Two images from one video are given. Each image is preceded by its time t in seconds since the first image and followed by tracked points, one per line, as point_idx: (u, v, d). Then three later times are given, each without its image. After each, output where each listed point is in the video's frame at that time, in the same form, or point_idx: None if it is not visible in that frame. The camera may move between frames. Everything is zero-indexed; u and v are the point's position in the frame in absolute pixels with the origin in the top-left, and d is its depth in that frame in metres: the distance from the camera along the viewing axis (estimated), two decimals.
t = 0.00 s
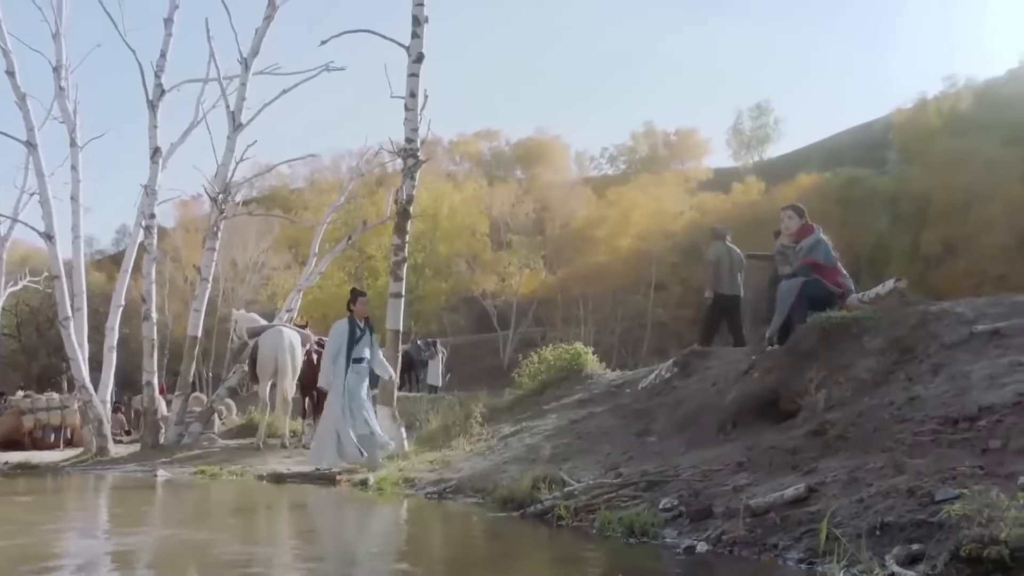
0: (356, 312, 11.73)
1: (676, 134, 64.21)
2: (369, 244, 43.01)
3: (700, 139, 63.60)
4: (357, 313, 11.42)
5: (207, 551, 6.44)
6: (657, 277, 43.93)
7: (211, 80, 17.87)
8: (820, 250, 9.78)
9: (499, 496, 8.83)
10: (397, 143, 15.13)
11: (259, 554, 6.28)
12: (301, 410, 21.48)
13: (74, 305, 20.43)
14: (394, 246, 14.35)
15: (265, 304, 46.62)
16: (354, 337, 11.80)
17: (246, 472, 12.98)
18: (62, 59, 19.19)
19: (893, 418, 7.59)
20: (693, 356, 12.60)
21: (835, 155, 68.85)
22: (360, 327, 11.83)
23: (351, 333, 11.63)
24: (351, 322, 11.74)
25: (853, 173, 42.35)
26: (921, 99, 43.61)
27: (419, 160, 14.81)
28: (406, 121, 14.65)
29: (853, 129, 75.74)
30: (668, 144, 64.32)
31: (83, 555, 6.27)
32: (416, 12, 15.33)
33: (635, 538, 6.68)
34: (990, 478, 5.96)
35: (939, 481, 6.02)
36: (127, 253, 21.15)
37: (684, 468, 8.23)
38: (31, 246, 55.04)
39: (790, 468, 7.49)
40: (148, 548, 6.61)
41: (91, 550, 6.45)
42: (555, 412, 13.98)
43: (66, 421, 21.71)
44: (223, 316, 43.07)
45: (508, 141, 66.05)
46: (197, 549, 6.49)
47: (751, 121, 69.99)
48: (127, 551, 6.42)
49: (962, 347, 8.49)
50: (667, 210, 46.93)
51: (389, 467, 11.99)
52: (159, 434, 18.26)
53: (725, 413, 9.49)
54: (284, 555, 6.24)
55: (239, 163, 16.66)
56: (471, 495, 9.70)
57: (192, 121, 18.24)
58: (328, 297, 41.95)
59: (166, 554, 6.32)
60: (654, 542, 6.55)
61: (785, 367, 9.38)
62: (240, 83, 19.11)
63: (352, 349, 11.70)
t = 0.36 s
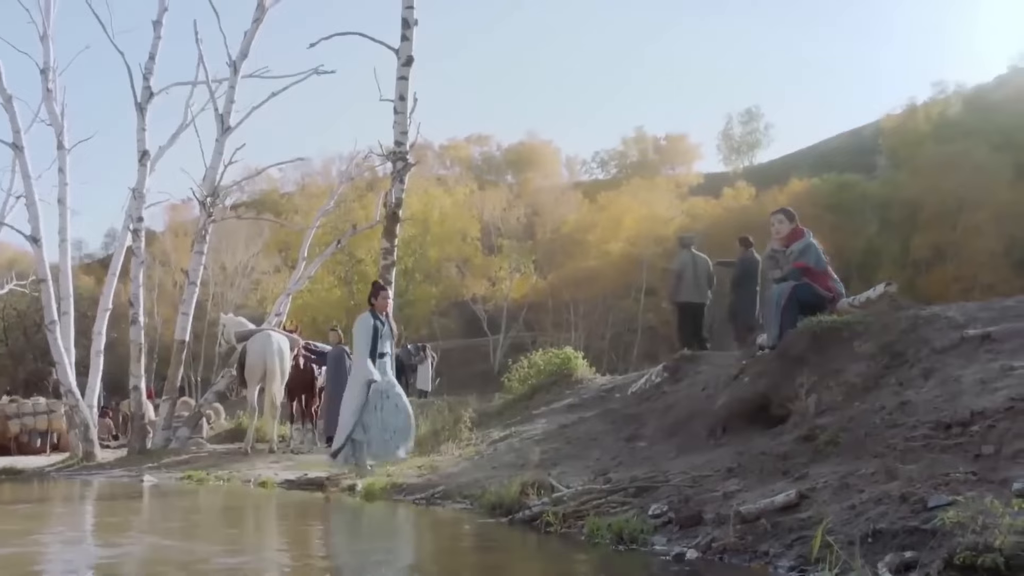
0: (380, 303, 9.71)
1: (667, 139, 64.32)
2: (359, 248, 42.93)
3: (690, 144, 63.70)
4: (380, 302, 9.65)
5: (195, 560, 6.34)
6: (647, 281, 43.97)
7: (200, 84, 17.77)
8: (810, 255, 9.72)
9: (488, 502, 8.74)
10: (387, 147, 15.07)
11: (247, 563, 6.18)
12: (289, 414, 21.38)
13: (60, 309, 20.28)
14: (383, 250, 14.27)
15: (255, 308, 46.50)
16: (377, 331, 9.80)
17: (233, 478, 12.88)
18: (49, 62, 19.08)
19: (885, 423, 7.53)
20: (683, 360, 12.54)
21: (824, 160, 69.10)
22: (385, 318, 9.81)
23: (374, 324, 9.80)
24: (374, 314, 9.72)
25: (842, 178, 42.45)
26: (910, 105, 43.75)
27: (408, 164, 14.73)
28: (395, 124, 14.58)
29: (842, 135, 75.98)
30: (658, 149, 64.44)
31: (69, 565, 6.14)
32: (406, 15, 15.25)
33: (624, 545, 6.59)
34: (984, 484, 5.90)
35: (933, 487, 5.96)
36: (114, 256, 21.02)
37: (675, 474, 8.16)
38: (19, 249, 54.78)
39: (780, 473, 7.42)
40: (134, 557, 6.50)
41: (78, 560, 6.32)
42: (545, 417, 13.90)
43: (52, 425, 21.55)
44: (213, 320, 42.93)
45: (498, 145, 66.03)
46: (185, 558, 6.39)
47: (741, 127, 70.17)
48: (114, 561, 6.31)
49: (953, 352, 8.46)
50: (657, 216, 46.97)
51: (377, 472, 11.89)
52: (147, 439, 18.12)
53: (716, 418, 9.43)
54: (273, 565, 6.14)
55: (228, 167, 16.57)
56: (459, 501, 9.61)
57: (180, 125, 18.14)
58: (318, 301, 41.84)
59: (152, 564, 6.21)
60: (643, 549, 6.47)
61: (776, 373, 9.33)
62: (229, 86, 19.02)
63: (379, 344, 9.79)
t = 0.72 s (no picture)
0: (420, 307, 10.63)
1: (658, 143, 64.28)
2: (350, 252, 42.77)
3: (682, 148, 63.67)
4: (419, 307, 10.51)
5: (182, 569, 6.24)
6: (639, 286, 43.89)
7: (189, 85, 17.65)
8: (802, 258, 9.63)
9: (476, 507, 8.64)
10: (377, 149, 14.97)
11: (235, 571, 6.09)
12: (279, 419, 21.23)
13: (48, 312, 20.11)
14: (372, 253, 14.17)
15: (246, 312, 46.33)
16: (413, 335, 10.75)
17: (221, 483, 12.76)
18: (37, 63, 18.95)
19: (877, 428, 7.46)
20: (674, 365, 12.45)
21: (815, 165, 69.19)
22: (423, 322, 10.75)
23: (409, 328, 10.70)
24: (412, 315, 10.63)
25: (834, 182, 42.47)
26: (901, 110, 43.80)
27: (398, 167, 14.63)
28: (385, 127, 14.49)
29: (833, 139, 76.08)
30: (650, 153, 64.41)
31: (56, 574, 6.04)
32: (397, 17, 15.16)
33: (614, 552, 6.50)
34: (980, 490, 5.82)
35: (927, 493, 5.88)
36: (103, 258, 20.87)
37: (665, 479, 8.07)
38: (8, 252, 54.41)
39: (772, 479, 7.34)
40: (121, 565, 6.41)
41: (65, 569, 6.22)
42: (535, 421, 13.80)
43: (39, 429, 21.39)
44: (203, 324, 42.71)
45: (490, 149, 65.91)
46: (173, 567, 6.29)
47: (732, 131, 70.20)
48: (100, 569, 6.21)
49: (946, 356, 8.39)
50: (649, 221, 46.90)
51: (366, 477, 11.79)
52: (135, 443, 17.99)
53: (707, 423, 9.36)
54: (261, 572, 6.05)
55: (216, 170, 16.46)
56: (449, 506, 9.52)
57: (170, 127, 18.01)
58: (308, 305, 41.66)
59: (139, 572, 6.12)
60: (633, 556, 6.38)
61: (767, 377, 9.25)
62: (219, 88, 18.91)
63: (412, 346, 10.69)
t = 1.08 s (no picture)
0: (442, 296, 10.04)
1: (651, 149, 64.25)
2: (342, 256, 42.62)
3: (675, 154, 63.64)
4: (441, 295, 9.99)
5: None
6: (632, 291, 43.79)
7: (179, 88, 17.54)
8: (795, 262, 9.53)
9: (465, 514, 8.52)
10: (367, 152, 14.87)
11: None
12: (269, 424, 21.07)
13: (36, 315, 19.94)
14: (363, 257, 14.05)
15: (237, 316, 46.13)
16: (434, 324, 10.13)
17: (209, 488, 12.62)
18: (26, 65, 18.82)
19: (871, 433, 7.36)
20: (666, 369, 12.35)
21: (806, 170, 69.24)
22: (446, 311, 10.19)
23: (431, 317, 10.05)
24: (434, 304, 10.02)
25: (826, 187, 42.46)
26: (892, 115, 43.86)
27: (389, 170, 14.52)
28: (376, 130, 14.39)
29: (825, 145, 76.21)
30: (643, 158, 64.38)
31: None
32: (388, 19, 15.06)
33: (604, 560, 6.40)
34: (976, 497, 5.74)
35: (923, 500, 5.79)
36: (92, 262, 20.72)
37: (656, 485, 7.97)
38: None
39: (765, 485, 7.25)
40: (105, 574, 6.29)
41: None
42: (526, 426, 13.69)
43: (27, 434, 21.20)
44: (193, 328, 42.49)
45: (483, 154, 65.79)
46: None
47: (725, 137, 70.24)
48: None
49: (940, 360, 8.30)
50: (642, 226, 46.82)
51: (356, 483, 11.67)
52: (123, 448, 17.82)
53: (699, 428, 9.26)
54: None
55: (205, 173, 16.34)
56: (438, 512, 9.40)
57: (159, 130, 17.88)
58: (300, 310, 41.48)
59: None
60: (624, 564, 6.27)
61: (759, 382, 9.15)
62: (209, 91, 18.80)
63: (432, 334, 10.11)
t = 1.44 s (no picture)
0: (459, 303, 10.77)
1: (642, 156, 64.25)
2: (333, 262, 42.46)
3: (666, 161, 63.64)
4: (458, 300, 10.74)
5: None
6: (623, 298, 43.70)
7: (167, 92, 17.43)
8: (786, 268, 9.44)
9: (452, 522, 8.40)
10: (356, 157, 14.75)
11: None
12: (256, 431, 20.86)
13: (21, 321, 19.73)
14: (351, 262, 13.92)
15: (227, 323, 45.92)
16: (454, 329, 10.83)
17: (195, 496, 12.47)
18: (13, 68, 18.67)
19: (864, 441, 7.27)
20: (656, 377, 12.25)
21: (797, 177, 69.34)
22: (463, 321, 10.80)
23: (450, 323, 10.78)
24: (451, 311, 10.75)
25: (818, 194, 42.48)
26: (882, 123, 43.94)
27: (377, 174, 14.40)
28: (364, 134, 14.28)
29: (816, 152, 76.37)
30: (634, 166, 64.38)
31: None
32: (377, 23, 14.97)
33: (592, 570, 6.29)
34: (971, 506, 5.65)
35: (916, 509, 5.70)
36: (78, 267, 20.53)
37: (645, 493, 7.86)
38: None
39: (756, 493, 7.15)
40: None
41: None
42: (515, 433, 13.55)
43: (12, 441, 20.98)
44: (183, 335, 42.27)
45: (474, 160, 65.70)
46: None
47: (715, 144, 70.32)
48: None
49: (933, 367, 8.21)
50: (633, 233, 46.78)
51: (343, 491, 11.54)
52: (109, 455, 17.63)
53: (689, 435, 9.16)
54: None
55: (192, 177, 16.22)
56: (425, 520, 9.28)
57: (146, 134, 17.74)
58: (290, 316, 41.26)
59: None
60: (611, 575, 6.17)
61: (750, 389, 9.05)
62: (197, 95, 18.67)
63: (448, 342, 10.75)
